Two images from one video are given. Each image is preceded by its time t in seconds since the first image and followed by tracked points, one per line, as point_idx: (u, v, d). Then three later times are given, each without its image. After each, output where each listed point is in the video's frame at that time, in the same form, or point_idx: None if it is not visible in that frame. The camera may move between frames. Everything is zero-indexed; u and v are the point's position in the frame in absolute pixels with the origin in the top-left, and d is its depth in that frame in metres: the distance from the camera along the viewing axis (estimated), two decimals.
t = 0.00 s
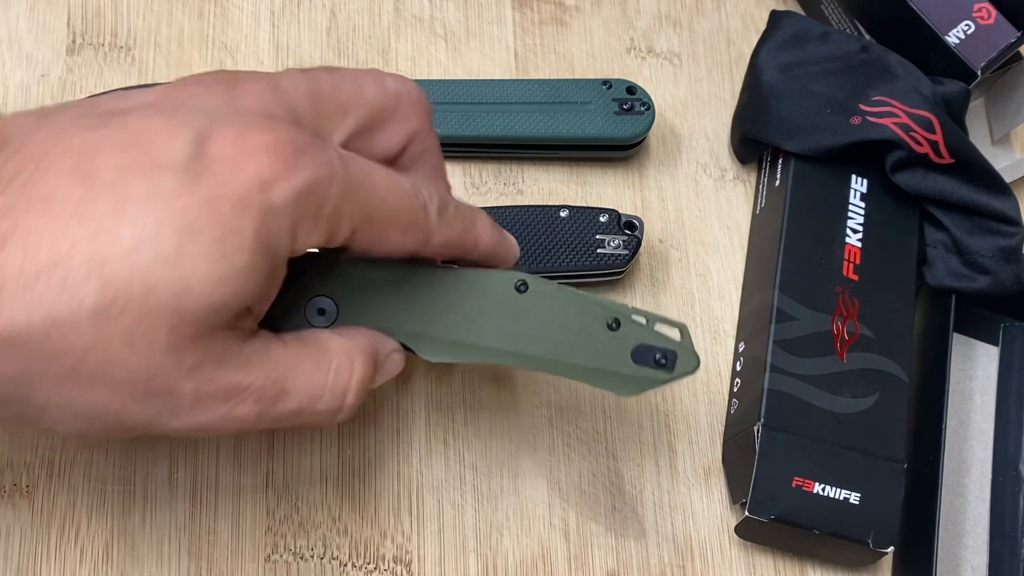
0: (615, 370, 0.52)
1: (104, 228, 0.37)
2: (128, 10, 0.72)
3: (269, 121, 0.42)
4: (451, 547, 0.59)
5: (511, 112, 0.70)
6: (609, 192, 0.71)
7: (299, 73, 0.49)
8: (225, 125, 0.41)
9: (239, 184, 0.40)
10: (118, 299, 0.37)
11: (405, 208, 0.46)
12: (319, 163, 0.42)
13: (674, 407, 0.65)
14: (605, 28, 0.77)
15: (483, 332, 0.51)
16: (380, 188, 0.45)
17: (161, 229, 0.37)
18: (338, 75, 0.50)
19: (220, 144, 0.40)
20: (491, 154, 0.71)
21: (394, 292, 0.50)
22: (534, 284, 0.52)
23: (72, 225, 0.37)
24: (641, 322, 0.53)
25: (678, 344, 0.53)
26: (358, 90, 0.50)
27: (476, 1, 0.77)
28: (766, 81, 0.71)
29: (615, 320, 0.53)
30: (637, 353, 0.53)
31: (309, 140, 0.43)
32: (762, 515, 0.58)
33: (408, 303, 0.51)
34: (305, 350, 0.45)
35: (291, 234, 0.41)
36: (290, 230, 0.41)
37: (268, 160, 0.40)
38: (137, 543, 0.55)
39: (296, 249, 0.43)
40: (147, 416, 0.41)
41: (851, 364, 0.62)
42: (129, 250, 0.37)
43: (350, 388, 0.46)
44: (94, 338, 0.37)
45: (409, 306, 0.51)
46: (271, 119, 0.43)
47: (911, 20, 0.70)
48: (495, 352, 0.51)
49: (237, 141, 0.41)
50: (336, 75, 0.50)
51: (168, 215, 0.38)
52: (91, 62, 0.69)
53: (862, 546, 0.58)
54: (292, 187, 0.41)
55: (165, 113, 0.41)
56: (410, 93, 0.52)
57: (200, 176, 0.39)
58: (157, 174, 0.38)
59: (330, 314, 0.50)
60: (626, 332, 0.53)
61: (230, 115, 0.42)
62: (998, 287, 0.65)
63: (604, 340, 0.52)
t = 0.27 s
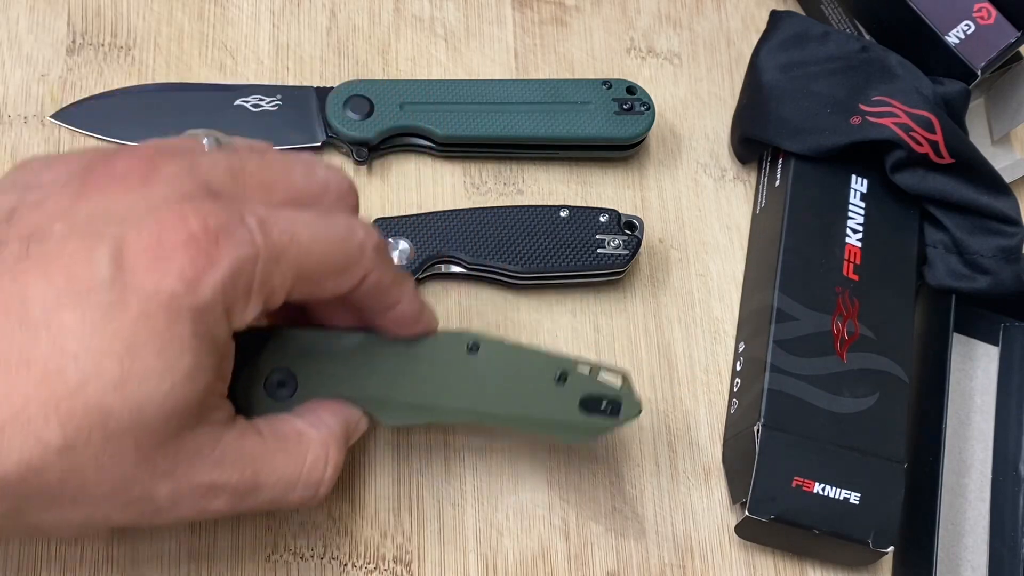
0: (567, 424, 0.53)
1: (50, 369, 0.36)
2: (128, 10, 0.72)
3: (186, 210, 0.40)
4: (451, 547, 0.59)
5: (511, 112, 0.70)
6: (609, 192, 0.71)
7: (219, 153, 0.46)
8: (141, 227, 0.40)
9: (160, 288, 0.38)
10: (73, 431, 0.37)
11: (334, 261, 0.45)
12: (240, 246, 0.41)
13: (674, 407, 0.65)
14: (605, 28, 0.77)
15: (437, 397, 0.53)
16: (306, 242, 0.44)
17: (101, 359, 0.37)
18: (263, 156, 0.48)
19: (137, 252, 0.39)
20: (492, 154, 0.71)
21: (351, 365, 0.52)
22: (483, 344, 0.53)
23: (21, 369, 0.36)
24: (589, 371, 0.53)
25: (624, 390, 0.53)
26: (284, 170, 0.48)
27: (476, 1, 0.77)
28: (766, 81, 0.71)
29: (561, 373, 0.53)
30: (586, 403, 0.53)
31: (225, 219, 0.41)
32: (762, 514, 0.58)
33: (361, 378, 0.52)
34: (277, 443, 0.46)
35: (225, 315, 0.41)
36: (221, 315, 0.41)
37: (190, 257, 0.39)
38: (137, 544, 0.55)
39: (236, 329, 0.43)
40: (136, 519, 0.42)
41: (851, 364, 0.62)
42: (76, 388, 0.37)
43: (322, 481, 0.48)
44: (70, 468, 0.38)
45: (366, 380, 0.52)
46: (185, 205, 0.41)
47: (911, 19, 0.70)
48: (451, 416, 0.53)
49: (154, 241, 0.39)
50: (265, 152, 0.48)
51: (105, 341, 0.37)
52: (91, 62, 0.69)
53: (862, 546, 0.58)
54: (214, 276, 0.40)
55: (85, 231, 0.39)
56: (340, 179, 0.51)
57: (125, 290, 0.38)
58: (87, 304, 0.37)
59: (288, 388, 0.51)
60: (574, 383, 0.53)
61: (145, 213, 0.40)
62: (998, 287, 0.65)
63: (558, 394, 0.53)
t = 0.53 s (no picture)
0: (574, 466, 0.56)
1: (68, 450, 0.37)
2: (128, 10, 0.72)
3: (191, 280, 0.41)
4: (451, 547, 0.59)
5: (511, 112, 0.70)
6: (609, 193, 0.71)
7: (209, 207, 0.45)
8: (146, 300, 0.40)
9: (169, 359, 0.39)
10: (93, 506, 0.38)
11: (333, 326, 0.46)
12: (246, 315, 0.42)
13: (674, 407, 0.65)
14: (604, 28, 0.77)
15: (449, 441, 0.55)
16: (305, 310, 0.44)
17: (118, 438, 0.38)
18: (254, 202, 0.47)
19: (145, 328, 0.39)
20: (492, 153, 0.71)
21: (364, 410, 0.54)
22: (494, 389, 0.56)
23: (41, 452, 0.37)
24: (596, 417, 0.57)
25: (631, 435, 0.56)
26: (273, 210, 0.48)
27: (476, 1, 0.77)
28: (765, 82, 0.71)
29: (570, 417, 0.56)
30: (593, 447, 0.56)
31: (230, 287, 0.42)
32: (762, 514, 0.58)
33: (373, 420, 0.55)
34: (294, 494, 0.47)
35: (230, 380, 0.42)
36: (227, 382, 0.41)
37: (197, 327, 0.40)
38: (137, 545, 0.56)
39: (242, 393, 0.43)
40: None
41: (850, 364, 0.62)
42: (95, 467, 0.37)
43: (339, 527, 0.49)
44: (93, 544, 0.39)
45: (379, 424, 0.55)
46: (188, 275, 0.41)
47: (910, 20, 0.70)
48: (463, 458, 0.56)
49: (162, 314, 0.40)
50: (253, 194, 0.48)
51: (121, 420, 0.38)
52: (91, 62, 0.69)
53: (862, 546, 0.58)
54: (221, 347, 0.41)
55: (89, 308, 0.39)
56: (327, 204, 0.50)
57: (137, 365, 0.38)
58: (99, 385, 0.38)
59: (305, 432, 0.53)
60: (582, 427, 0.56)
61: (148, 284, 0.40)
62: (997, 287, 0.65)
63: (564, 437, 0.56)
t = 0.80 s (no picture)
0: (597, 461, 0.57)
1: (113, 464, 0.38)
2: (128, 10, 0.72)
3: (225, 294, 0.41)
4: (451, 548, 0.59)
5: (511, 113, 0.70)
6: (609, 193, 0.71)
7: (234, 224, 0.45)
8: (181, 315, 0.40)
9: (207, 372, 0.40)
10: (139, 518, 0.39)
11: (359, 338, 0.46)
12: (278, 327, 0.42)
13: (674, 407, 0.65)
14: (605, 28, 0.78)
15: (474, 441, 0.57)
16: (334, 322, 0.45)
17: (161, 450, 0.38)
18: (275, 217, 0.47)
19: (181, 341, 0.40)
20: (492, 154, 0.71)
21: (390, 415, 0.57)
22: (516, 388, 0.58)
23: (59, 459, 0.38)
24: (618, 413, 0.58)
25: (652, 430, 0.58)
26: (296, 231, 0.48)
27: (476, 1, 0.77)
28: (765, 82, 0.71)
29: (592, 414, 0.58)
30: (616, 443, 0.57)
31: (263, 301, 0.42)
32: (762, 514, 0.58)
33: (400, 422, 0.57)
34: (327, 494, 0.48)
35: (264, 391, 0.42)
36: (261, 392, 0.42)
37: (232, 341, 0.40)
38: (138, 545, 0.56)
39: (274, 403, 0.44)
40: None
41: (850, 364, 0.62)
42: (140, 479, 0.38)
43: (368, 522, 0.51)
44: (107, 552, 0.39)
45: (405, 427, 0.57)
46: (221, 288, 0.41)
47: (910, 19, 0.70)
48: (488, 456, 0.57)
49: (197, 329, 0.40)
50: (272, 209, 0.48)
51: (163, 433, 0.38)
52: (91, 62, 0.69)
53: (862, 546, 0.58)
54: (256, 358, 0.41)
55: (125, 325, 0.40)
56: (344, 224, 0.50)
57: (176, 380, 0.39)
58: (140, 401, 0.38)
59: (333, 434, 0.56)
60: (604, 423, 0.58)
61: (180, 299, 0.41)
62: (996, 287, 0.65)
63: (585, 435, 0.57)
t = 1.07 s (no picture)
0: (607, 474, 0.58)
1: (142, 482, 0.38)
2: (128, 10, 0.72)
3: (250, 312, 0.41)
4: (451, 548, 0.59)
5: (511, 113, 0.70)
6: (609, 193, 0.71)
7: (254, 244, 0.45)
8: (208, 334, 0.40)
9: (235, 390, 0.40)
10: (169, 532, 0.39)
11: (378, 356, 0.46)
12: (302, 345, 0.42)
13: (674, 407, 0.65)
14: (605, 29, 0.78)
15: (487, 453, 0.58)
16: (353, 339, 0.45)
17: (190, 468, 0.39)
18: (294, 237, 0.47)
19: (208, 360, 0.40)
20: (492, 154, 0.71)
21: (404, 427, 0.57)
22: (526, 402, 0.59)
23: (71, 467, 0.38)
24: (626, 427, 0.59)
25: (659, 443, 0.59)
26: (314, 251, 0.48)
27: (476, 2, 0.77)
28: (765, 82, 0.71)
29: (601, 428, 0.59)
30: (625, 456, 0.58)
31: (286, 319, 0.42)
32: (763, 515, 0.58)
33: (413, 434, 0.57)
34: (344, 505, 0.49)
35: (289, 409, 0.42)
36: (285, 409, 0.42)
37: (258, 359, 0.41)
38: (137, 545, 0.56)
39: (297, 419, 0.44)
40: None
41: (850, 364, 0.62)
42: (169, 496, 0.38)
43: (378, 531, 0.52)
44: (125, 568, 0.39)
45: (418, 437, 0.57)
46: (246, 306, 0.42)
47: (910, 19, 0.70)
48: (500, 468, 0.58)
49: (224, 347, 0.40)
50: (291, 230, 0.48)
51: (192, 450, 0.39)
52: (91, 62, 0.69)
53: (862, 546, 0.58)
54: (281, 375, 0.41)
55: (152, 344, 0.40)
56: (359, 247, 0.51)
57: (204, 399, 0.39)
58: (169, 420, 0.39)
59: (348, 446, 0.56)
60: (612, 437, 0.59)
61: (204, 319, 0.41)
62: (996, 287, 0.65)
63: (597, 448, 0.58)
